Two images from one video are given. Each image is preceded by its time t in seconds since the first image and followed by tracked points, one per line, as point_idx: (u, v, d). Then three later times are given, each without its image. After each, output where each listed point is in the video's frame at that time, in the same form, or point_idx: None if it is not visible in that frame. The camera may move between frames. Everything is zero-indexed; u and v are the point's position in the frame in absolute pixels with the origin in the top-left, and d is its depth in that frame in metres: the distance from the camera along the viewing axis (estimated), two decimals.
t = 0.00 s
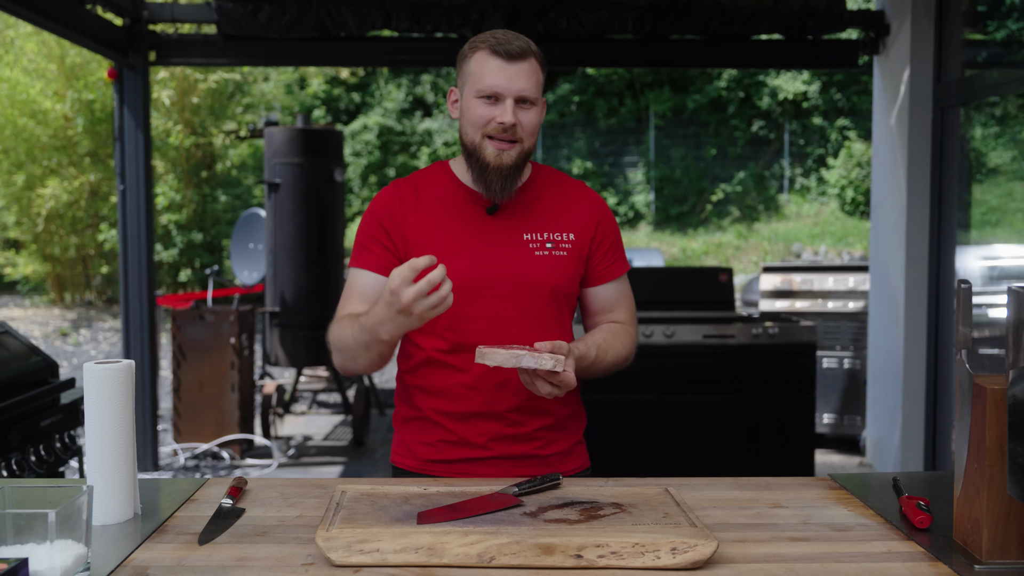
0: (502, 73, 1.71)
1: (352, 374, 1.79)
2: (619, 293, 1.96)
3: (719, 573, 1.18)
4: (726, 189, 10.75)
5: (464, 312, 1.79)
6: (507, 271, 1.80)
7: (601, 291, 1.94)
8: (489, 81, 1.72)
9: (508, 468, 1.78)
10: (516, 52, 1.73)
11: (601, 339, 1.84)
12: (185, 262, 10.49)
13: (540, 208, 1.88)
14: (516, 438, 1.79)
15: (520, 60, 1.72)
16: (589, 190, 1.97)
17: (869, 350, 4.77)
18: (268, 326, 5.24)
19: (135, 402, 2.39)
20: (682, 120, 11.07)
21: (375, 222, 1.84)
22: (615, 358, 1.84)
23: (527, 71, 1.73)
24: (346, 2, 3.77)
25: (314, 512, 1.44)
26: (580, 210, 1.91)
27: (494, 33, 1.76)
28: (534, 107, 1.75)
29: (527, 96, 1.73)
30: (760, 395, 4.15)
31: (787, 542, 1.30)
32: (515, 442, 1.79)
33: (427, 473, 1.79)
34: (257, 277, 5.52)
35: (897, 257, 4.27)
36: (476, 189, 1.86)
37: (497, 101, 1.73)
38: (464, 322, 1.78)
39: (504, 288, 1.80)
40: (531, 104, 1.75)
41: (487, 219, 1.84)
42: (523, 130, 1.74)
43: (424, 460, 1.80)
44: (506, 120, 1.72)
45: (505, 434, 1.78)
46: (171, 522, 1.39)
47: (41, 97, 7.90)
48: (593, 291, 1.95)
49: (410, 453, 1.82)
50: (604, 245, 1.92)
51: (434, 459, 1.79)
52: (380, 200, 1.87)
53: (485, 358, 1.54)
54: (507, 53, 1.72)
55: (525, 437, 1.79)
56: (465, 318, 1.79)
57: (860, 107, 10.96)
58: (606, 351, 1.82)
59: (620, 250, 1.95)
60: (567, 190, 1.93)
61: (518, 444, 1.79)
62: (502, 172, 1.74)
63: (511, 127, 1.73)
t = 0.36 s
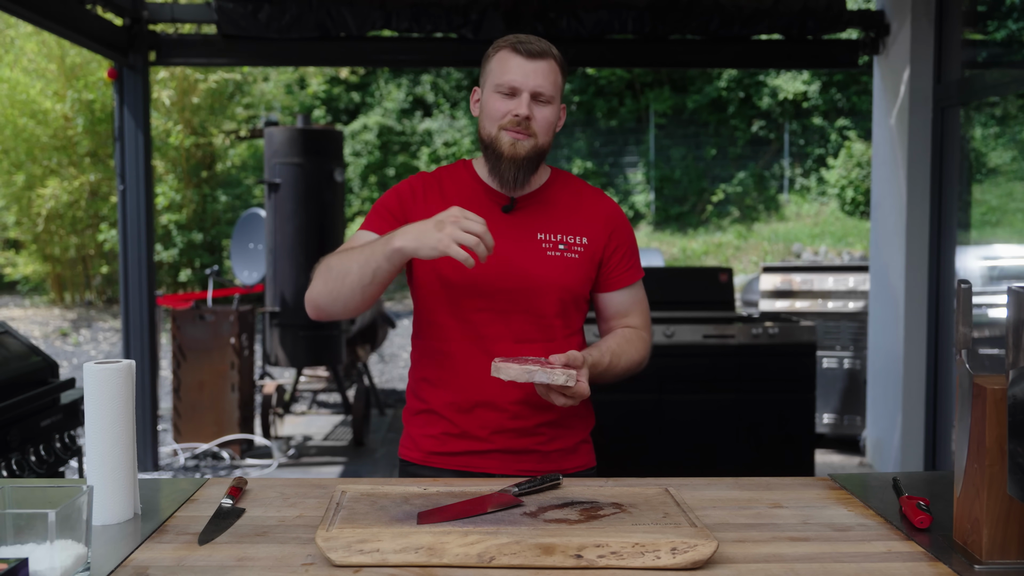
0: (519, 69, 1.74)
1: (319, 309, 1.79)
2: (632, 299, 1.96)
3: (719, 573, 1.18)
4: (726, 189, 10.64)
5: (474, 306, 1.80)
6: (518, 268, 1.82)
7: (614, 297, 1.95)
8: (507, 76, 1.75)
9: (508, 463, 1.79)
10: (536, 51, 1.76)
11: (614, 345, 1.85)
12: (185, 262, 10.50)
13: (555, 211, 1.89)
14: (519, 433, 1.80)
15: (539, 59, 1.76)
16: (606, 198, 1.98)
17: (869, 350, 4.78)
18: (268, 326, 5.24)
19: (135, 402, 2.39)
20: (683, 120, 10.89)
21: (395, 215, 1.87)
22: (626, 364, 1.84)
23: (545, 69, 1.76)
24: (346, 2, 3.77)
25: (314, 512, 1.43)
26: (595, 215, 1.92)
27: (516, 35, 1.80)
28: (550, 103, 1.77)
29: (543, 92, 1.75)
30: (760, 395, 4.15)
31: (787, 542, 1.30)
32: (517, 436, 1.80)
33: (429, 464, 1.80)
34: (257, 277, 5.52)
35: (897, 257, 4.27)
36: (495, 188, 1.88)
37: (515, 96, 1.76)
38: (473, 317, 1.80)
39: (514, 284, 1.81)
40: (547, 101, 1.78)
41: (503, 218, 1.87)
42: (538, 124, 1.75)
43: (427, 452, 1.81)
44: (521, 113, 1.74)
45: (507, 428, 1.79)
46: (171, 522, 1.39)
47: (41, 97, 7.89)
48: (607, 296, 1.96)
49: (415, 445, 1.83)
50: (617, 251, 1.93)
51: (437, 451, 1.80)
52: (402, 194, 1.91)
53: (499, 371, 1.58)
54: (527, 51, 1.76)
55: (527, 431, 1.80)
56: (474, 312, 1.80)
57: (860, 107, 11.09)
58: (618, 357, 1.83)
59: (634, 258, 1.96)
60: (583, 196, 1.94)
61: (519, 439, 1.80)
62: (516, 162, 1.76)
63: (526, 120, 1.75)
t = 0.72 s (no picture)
0: (521, 69, 1.76)
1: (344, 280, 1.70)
2: (640, 297, 1.96)
3: (719, 573, 1.18)
4: (727, 189, 10.69)
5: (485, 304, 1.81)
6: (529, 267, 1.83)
7: (622, 295, 1.95)
8: (509, 77, 1.76)
9: (517, 457, 1.81)
10: (536, 51, 1.77)
11: (619, 343, 1.84)
12: (185, 262, 10.50)
13: (564, 210, 1.90)
14: (528, 427, 1.81)
15: (539, 57, 1.77)
16: (613, 199, 1.99)
17: (869, 350, 4.77)
18: (268, 326, 5.24)
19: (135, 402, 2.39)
20: (682, 120, 10.98)
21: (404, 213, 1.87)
22: (632, 362, 1.83)
23: (546, 67, 1.77)
24: (346, 2, 3.77)
25: (314, 512, 1.44)
26: (603, 215, 1.93)
27: (515, 39, 1.82)
28: (554, 99, 1.78)
29: (546, 89, 1.76)
30: (760, 395, 4.15)
31: (787, 542, 1.30)
32: (526, 431, 1.81)
33: (440, 460, 1.81)
34: (257, 277, 5.52)
35: (897, 257, 4.27)
36: (506, 189, 1.88)
37: (518, 95, 1.77)
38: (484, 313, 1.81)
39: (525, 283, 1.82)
40: (551, 98, 1.78)
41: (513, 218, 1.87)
42: (543, 120, 1.76)
43: (437, 447, 1.82)
44: (527, 111, 1.76)
45: (516, 422, 1.81)
46: (171, 522, 1.39)
47: (40, 97, 7.90)
48: (615, 294, 1.96)
49: (425, 441, 1.84)
50: (626, 251, 1.94)
51: (447, 446, 1.81)
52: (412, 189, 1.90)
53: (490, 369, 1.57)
54: (527, 52, 1.77)
55: (536, 426, 1.82)
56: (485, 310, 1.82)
57: (860, 107, 11.13)
58: (623, 355, 1.81)
59: (642, 257, 1.97)
60: (591, 196, 1.95)
61: (528, 434, 1.81)
62: (526, 162, 1.77)
63: (532, 116, 1.76)
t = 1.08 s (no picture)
0: (510, 71, 1.75)
1: (355, 262, 1.71)
2: (646, 291, 1.96)
3: (719, 573, 1.18)
4: (726, 189, 10.58)
5: (489, 298, 1.82)
6: (532, 261, 1.83)
7: (627, 289, 1.95)
8: (501, 80, 1.76)
9: (520, 452, 1.82)
10: (524, 52, 1.77)
11: (623, 339, 1.84)
12: (185, 262, 10.50)
13: (566, 204, 1.89)
14: (531, 422, 1.82)
15: (527, 58, 1.76)
16: (617, 193, 1.98)
17: (869, 350, 4.77)
18: (268, 326, 5.24)
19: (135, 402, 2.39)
20: (682, 119, 10.99)
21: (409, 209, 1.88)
22: (636, 357, 1.83)
23: (536, 67, 1.76)
24: (346, 2, 3.77)
25: (314, 512, 1.43)
26: (606, 209, 1.92)
27: (505, 42, 1.81)
28: (546, 99, 1.76)
29: (537, 88, 1.75)
30: (760, 395, 4.15)
31: (787, 542, 1.30)
32: (529, 425, 1.82)
33: (445, 454, 1.83)
34: (257, 277, 5.52)
35: (897, 257, 4.27)
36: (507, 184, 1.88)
37: (510, 97, 1.76)
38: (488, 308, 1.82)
39: (528, 278, 1.82)
40: (543, 97, 1.77)
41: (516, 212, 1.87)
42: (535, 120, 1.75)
43: (443, 442, 1.84)
44: (518, 113, 1.74)
45: (520, 418, 1.82)
46: (171, 522, 1.39)
47: (40, 97, 7.90)
48: (620, 289, 1.96)
49: (430, 435, 1.86)
50: (631, 245, 1.92)
51: (453, 440, 1.83)
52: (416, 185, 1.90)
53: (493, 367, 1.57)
54: (515, 53, 1.76)
55: (540, 421, 1.83)
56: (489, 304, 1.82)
57: (860, 107, 11.14)
58: (627, 351, 1.82)
59: (647, 251, 1.95)
60: (594, 190, 1.94)
61: (532, 429, 1.82)
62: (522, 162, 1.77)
63: (524, 117, 1.75)
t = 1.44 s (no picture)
0: (522, 77, 1.75)
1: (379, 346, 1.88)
2: (645, 294, 1.97)
3: (719, 573, 1.18)
4: (726, 189, 10.74)
5: (497, 306, 1.82)
6: (540, 266, 1.82)
7: (628, 292, 1.95)
8: (511, 85, 1.75)
9: (527, 457, 1.83)
10: (536, 57, 1.75)
11: (626, 342, 1.86)
12: (185, 262, 10.49)
13: (571, 207, 1.89)
14: (537, 427, 1.82)
15: (539, 64, 1.75)
16: (620, 192, 1.98)
17: (869, 350, 4.77)
18: (268, 326, 5.24)
19: (135, 402, 2.39)
20: (682, 120, 11.00)
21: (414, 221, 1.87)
22: (638, 360, 1.85)
23: (548, 73, 1.75)
24: (346, 2, 3.77)
25: (314, 512, 1.44)
26: (611, 211, 1.92)
27: (514, 42, 1.79)
28: (557, 106, 1.77)
29: (549, 96, 1.75)
30: (760, 395, 4.16)
31: (788, 542, 1.30)
32: (536, 431, 1.82)
33: (452, 459, 1.85)
34: (257, 277, 5.52)
35: (897, 257, 4.26)
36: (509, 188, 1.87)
37: (520, 103, 1.76)
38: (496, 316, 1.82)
39: (536, 284, 1.82)
40: (554, 104, 1.77)
41: (522, 216, 1.86)
42: (546, 129, 1.76)
43: (450, 446, 1.85)
44: (529, 121, 1.75)
45: (526, 424, 1.82)
46: (171, 522, 1.39)
47: (41, 97, 7.89)
48: (619, 291, 1.96)
49: (436, 440, 1.88)
50: (636, 246, 1.94)
51: (459, 446, 1.85)
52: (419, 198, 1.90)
53: (513, 373, 1.57)
54: (526, 58, 1.75)
55: (545, 426, 1.83)
56: (497, 311, 1.83)
57: (860, 107, 11.04)
58: (630, 355, 1.83)
59: (650, 252, 1.97)
60: (599, 191, 1.94)
61: (538, 434, 1.83)
62: (531, 169, 1.76)
63: (534, 127, 1.76)
